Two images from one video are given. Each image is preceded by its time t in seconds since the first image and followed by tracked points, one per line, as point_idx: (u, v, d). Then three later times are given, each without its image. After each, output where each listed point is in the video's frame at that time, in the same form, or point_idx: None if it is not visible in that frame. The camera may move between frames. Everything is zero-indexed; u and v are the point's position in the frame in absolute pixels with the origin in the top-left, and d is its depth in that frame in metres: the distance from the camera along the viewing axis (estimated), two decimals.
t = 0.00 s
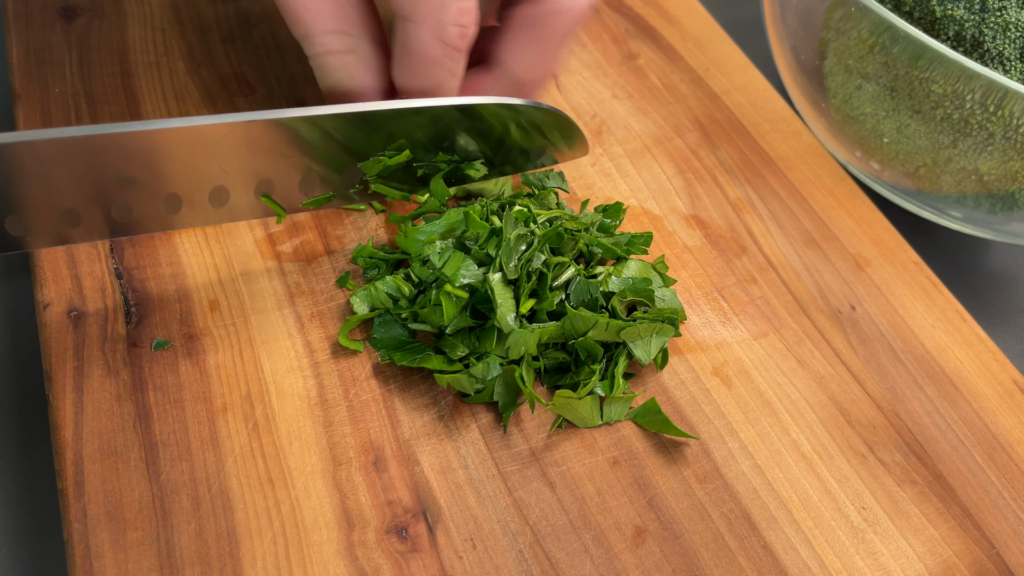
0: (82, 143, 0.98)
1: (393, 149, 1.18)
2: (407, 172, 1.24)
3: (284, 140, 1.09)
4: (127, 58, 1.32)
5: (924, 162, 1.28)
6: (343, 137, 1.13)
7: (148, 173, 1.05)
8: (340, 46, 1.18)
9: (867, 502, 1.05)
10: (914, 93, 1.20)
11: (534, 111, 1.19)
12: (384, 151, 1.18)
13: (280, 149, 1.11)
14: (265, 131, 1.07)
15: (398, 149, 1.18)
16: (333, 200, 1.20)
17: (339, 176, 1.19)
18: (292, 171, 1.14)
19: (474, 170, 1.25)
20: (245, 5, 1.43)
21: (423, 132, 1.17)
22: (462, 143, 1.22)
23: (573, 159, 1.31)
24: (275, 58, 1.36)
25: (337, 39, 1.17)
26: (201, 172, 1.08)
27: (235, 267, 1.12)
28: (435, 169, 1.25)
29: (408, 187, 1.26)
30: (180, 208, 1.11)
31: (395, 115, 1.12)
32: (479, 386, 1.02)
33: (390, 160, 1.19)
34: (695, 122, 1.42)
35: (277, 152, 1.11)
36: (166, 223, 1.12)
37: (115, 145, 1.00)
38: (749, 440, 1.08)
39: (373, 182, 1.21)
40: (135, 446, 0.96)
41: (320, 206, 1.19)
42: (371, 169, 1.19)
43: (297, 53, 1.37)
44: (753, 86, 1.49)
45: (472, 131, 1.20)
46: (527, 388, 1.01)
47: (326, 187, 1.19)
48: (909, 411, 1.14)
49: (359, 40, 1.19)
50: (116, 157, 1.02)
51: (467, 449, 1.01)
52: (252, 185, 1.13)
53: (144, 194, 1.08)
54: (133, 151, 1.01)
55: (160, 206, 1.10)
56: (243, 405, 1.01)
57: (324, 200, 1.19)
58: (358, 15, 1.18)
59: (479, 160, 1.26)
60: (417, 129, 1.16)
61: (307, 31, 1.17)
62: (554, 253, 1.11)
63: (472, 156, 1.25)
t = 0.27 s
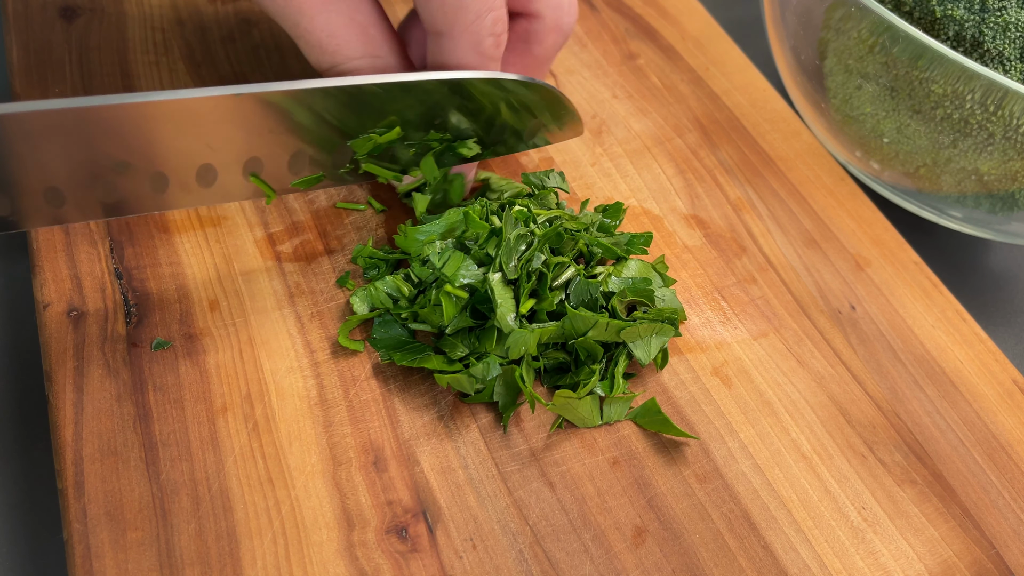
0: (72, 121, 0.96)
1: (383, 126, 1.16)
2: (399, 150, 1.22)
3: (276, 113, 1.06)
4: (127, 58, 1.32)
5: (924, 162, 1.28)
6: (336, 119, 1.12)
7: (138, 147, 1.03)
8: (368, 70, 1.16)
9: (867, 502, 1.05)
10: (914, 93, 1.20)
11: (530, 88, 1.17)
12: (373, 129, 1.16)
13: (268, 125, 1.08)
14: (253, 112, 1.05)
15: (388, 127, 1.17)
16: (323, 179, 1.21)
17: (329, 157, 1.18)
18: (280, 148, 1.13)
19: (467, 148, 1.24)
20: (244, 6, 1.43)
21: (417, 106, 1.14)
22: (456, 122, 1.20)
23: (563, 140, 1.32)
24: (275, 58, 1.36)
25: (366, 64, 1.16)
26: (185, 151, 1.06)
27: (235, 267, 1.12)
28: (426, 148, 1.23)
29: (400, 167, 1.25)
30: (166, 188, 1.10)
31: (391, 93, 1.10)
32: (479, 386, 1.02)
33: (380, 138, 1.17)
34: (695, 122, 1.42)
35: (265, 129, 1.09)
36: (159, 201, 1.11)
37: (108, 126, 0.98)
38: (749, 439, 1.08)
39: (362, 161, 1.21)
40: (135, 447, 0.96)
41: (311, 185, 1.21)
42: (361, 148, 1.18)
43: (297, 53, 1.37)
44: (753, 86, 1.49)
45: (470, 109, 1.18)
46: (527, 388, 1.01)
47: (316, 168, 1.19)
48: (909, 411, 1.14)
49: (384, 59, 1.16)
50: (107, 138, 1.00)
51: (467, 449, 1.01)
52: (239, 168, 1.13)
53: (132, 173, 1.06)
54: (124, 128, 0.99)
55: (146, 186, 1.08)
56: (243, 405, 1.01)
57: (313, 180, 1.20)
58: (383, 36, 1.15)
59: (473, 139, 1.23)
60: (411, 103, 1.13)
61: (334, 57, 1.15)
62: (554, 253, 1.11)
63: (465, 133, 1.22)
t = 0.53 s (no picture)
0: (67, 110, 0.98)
1: (370, 116, 1.19)
2: (384, 141, 1.25)
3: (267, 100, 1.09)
4: (127, 58, 1.32)
5: (924, 162, 1.28)
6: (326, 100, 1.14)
7: (130, 136, 1.04)
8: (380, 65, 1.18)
9: (867, 502, 1.05)
10: (914, 93, 1.20)
11: (510, 76, 1.21)
12: (360, 120, 1.19)
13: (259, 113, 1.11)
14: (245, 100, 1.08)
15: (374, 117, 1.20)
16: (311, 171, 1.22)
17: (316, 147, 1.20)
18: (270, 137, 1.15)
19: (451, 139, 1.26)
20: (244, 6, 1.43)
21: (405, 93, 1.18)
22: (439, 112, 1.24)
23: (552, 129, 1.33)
24: (275, 58, 1.36)
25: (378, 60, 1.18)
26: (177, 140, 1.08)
27: (234, 267, 1.12)
28: (411, 139, 1.25)
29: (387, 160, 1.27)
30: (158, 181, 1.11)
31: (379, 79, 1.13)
32: (479, 386, 1.02)
33: (366, 129, 1.19)
34: (695, 122, 1.42)
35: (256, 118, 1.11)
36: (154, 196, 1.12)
37: (102, 110, 1.00)
38: (749, 440, 1.08)
39: (350, 153, 1.23)
40: (135, 446, 0.96)
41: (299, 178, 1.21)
42: (348, 138, 1.20)
43: (297, 53, 1.37)
44: (753, 86, 1.49)
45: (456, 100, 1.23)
46: (527, 388, 1.01)
47: (303, 160, 1.20)
48: (909, 411, 1.14)
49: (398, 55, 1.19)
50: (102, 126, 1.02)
51: (467, 449, 1.01)
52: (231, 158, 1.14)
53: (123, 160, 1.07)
54: (118, 113, 1.01)
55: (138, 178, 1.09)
56: (243, 405, 1.01)
57: (302, 172, 1.20)
58: (398, 33, 1.18)
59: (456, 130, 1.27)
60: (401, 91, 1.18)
61: (348, 49, 1.17)
62: (554, 253, 1.11)
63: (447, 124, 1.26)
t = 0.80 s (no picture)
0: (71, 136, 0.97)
1: (364, 155, 1.17)
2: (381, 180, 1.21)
3: (268, 143, 1.09)
4: (127, 59, 1.32)
5: (924, 162, 1.28)
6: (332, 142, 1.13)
7: (136, 181, 1.04)
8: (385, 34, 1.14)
9: (867, 502, 1.05)
10: (914, 93, 1.20)
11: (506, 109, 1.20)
12: (355, 159, 1.16)
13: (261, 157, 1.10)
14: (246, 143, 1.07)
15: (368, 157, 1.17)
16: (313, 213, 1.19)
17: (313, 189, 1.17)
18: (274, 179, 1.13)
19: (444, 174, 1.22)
20: (245, 6, 1.43)
21: (394, 134, 1.16)
22: (430, 148, 1.21)
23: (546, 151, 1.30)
24: (275, 58, 1.36)
25: (383, 27, 1.14)
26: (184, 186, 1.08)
27: (235, 267, 1.12)
28: (406, 176, 1.22)
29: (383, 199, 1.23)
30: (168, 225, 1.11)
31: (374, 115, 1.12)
32: (479, 386, 1.02)
33: (362, 167, 1.16)
34: (695, 122, 1.42)
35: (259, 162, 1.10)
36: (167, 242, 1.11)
37: (105, 153, 1.00)
38: (749, 440, 1.08)
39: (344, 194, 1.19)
40: (136, 446, 0.96)
41: (302, 218, 1.18)
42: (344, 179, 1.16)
43: (297, 53, 1.37)
44: (753, 86, 1.49)
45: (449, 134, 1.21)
46: (528, 388, 1.01)
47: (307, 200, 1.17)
48: (909, 411, 1.14)
49: (400, 25, 1.16)
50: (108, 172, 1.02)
51: (467, 449, 1.01)
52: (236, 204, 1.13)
53: (132, 208, 1.07)
54: (123, 159, 1.01)
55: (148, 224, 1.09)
56: (243, 405, 1.01)
57: (305, 212, 1.17)
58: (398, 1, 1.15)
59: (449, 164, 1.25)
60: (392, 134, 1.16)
61: (352, 19, 1.12)
62: (554, 253, 1.12)
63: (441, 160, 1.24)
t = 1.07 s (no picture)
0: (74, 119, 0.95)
1: (374, 127, 1.15)
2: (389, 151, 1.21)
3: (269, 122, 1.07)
4: (127, 59, 1.32)
5: (924, 162, 1.28)
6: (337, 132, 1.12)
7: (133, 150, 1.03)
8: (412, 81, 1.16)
9: (867, 502, 1.05)
10: (914, 93, 1.20)
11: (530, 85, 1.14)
12: (364, 129, 1.15)
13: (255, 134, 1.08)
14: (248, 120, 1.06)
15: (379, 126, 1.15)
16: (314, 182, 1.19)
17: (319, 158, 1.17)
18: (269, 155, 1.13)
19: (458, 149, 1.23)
20: (244, 6, 1.43)
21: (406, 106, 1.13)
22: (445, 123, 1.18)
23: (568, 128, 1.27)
24: (275, 58, 1.36)
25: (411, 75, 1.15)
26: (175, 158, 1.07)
27: (235, 267, 1.12)
28: (417, 149, 1.21)
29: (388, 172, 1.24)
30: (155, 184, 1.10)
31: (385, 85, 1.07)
32: (479, 387, 1.02)
33: (370, 137, 1.16)
34: (695, 122, 1.42)
35: (252, 140, 1.09)
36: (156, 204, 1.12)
37: (106, 129, 0.98)
38: (749, 440, 1.08)
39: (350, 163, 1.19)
40: (136, 446, 0.96)
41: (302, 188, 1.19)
42: (351, 149, 1.17)
43: (297, 53, 1.37)
44: (753, 86, 1.49)
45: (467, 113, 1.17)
46: (527, 388, 1.01)
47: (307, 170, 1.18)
48: (909, 411, 1.14)
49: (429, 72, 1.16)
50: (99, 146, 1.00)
51: (467, 449, 1.01)
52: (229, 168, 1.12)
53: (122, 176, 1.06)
54: (122, 134, 1.00)
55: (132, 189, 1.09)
56: (243, 405, 1.01)
57: (303, 183, 1.18)
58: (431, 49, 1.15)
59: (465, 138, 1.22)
60: (405, 110, 1.14)
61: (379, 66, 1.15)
62: (554, 253, 1.12)
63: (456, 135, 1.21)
